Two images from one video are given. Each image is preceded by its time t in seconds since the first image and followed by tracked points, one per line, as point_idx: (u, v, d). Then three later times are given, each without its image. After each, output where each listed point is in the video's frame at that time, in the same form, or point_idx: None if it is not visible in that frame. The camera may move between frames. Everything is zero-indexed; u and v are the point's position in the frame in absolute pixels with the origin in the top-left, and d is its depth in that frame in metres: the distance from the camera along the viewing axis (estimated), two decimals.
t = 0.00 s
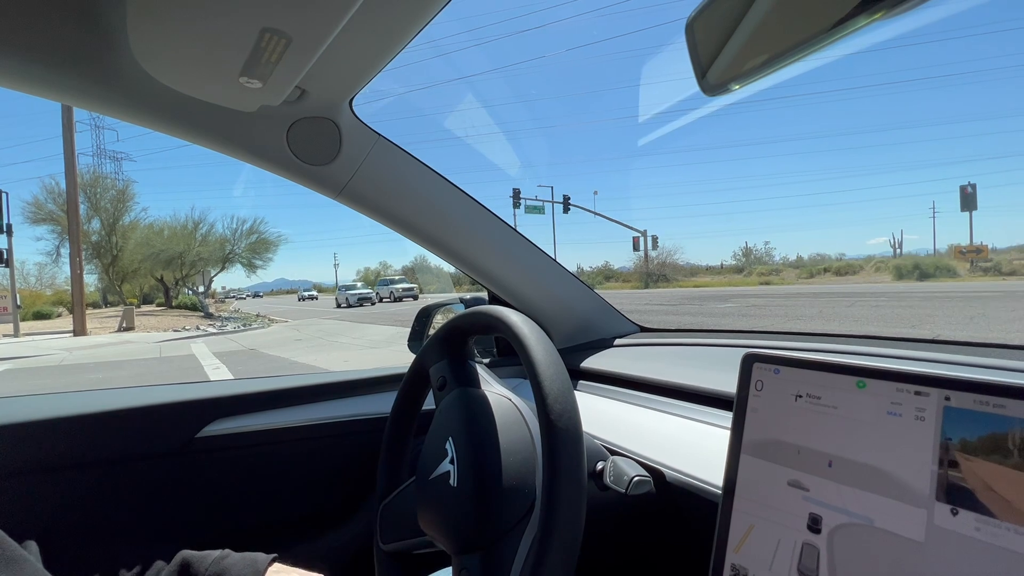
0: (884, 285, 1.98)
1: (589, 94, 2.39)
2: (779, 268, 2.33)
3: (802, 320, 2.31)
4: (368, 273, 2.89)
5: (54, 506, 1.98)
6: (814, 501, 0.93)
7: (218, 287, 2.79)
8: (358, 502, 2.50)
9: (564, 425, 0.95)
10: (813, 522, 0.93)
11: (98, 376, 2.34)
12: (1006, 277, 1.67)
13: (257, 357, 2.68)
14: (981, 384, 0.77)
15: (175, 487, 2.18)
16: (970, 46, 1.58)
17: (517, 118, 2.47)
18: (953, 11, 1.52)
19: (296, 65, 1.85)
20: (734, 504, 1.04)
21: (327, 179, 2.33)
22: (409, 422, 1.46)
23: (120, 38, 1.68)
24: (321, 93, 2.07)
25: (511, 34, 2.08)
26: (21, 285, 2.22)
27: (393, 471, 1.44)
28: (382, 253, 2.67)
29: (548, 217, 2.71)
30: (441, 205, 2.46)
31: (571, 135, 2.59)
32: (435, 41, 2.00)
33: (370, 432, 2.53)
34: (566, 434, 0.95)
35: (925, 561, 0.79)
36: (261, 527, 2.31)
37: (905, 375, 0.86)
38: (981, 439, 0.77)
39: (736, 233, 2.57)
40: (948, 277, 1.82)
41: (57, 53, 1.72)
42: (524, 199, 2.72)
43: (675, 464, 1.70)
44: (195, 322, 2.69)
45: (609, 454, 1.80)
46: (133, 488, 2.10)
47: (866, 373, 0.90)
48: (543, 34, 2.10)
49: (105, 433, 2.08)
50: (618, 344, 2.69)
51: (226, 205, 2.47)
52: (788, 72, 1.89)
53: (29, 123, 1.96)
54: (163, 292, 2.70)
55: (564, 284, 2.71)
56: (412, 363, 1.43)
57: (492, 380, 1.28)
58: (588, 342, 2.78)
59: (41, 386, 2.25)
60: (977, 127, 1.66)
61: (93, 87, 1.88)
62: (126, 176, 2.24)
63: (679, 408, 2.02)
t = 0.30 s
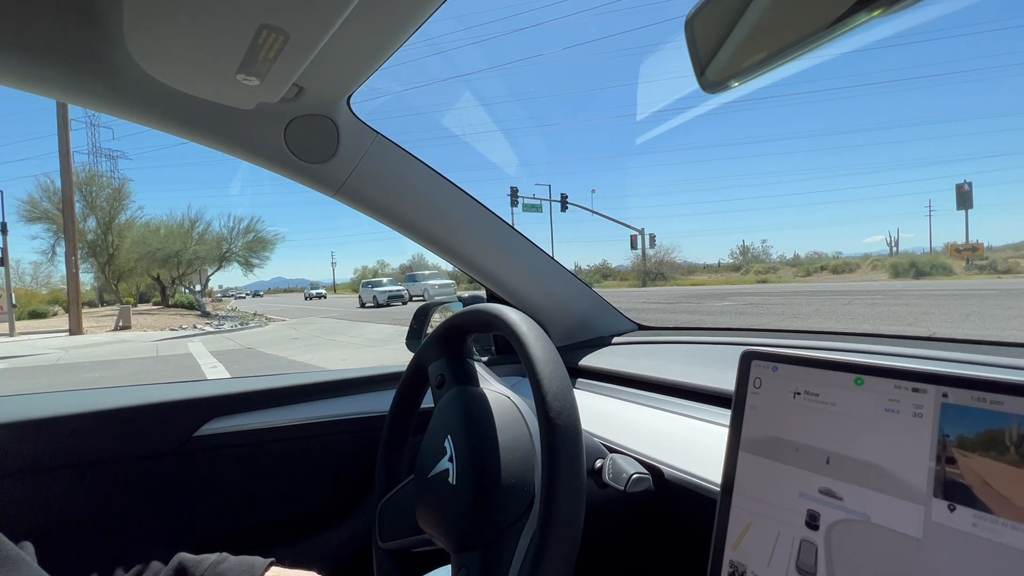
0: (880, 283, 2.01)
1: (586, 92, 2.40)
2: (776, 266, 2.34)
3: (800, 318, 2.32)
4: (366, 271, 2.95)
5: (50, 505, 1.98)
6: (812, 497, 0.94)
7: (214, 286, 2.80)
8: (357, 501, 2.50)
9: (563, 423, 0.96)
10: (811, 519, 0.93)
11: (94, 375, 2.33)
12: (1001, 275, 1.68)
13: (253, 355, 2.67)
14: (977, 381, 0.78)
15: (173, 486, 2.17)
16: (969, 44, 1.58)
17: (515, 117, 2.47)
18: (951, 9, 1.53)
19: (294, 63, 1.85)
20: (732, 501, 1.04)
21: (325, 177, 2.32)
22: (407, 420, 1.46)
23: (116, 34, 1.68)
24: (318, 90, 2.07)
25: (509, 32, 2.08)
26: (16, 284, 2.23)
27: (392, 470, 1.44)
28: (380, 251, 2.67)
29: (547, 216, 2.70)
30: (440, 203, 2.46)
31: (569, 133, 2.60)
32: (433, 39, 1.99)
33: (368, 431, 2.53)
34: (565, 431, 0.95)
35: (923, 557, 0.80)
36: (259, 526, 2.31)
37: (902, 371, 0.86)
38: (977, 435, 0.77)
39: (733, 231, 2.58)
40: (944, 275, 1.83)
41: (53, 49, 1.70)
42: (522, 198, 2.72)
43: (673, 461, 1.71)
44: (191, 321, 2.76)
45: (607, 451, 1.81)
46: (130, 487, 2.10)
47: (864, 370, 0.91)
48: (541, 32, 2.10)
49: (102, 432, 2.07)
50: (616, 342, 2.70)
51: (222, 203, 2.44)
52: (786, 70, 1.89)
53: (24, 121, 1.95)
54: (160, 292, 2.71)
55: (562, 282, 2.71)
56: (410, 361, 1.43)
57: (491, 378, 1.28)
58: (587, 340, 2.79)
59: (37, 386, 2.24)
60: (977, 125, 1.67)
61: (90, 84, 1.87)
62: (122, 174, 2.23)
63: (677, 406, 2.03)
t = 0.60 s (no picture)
0: (876, 281, 2.00)
1: (583, 91, 2.40)
2: (772, 265, 2.35)
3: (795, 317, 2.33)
4: (362, 271, 2.95)
5: (47, 505, 1.98)
6: (807, 493, 0.94)
7: (211, 285, 2.74)
8: (354, 498, 2.50)
9: (561, 420, 0.96)
10: (807, 515, 0.93)
11: (89, 375, 2.32)
12: (996, 274, 1.69)
13: (247, 354, 2.65)
14: (971, 377, 0.78)
15: (169, 485, 2.17)
16: (964, 43, 1.59)
17: (512, 115, 2.47)
18: (947, 8, 1.53)
19: (291, 60, 1.84)
20: (729, 498, 1.05)
21: (322, 175, 2.32)
22: (405, 418, 1.46)
23: (111, 31, 1.67)
24: (315, 88, 2.06)
25: (506, 31, 2.08)
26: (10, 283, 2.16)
27: (390, 468, 1.44)
28: (378, 250, 2.67)
29: (544, 214, 2.71)
30: (437, 201, 2.46)
31: (566, 132, 2.61)
32: (430, 37, 1.99)
33: (365, 429, 2.53)
34: (562, 429, 0.96)
35: (917, 552, 0.80)
36: (257, 524, 2.30)
37: (897, 368, 0.87)
38: (971, 431, 0.78)
39: (729, 229, 2.59)
40: (939, 273, 1.84)
41: (48, 46, 1.70)
42: (520, 196, 2.67)
43: (671, 459, 1.71)
44: (187, 321, 2.66)
45: (604, 449, 1.81)
46: (127, 487, 2.10)
47: (859, 367, 0.92)
48: (539, 30, 2.10)
49: (98, 431, 2.07)
50: (613, 340, 2.71)
51: (219, 202, 2.45)
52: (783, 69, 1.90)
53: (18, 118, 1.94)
54: (156, 291, 2.60)
55: (560, 280, 2.71)
56: (408, 360, 1.43)
57: (488, 376, 1.28)
58: (583, 338, 2.80)
59: (31, 385, 2.22)
60: (975, 125, 1.68)
61: (84, 82, 1.86)
62: (116, 173, 2.20)
63: (674, 404, 2.04)
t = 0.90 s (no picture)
0: (872, 280, 2.02)
1: (580, 90, 2.41)
2: (769, 264, 2.35)
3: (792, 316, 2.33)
4: (359, 271, 2.92)
5: (43, 507, 1.97)
6: (802, 493, 0.95)
7: (208, 284, 2.68)
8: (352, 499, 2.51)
9: (557, 421, 0.96)
10: (801, 514, 0.94)
11: (84, 375, 2.31)
12: (989, 272, 1.71)
13: (243, 354, 2.63)
14: (963, 377, 0.79)
15: (166, 486, 2.17)
16: (959, 44, 1.60)
17: (509, 115, 2.47)
18: (941, 10, 1.54)
19: (286, 61, 1.84)
20: (724, 497, 1.05)
21: (317, 174, 2.31)
22: (401, 419, 1.46)
23: (105, 32, 1.66)
24: (311, 88, 2.06)
25: (502, 30, 2.08)
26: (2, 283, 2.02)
27: (387, 468, 1.44)
28: (374, 249, 2.67)
29: (541, 213, 2.72)
30: (433, 201, 2.46)
31: (563, 131, 2.61)
32: (426, 36, 1.99)
33: (362, 429, 2.53)
34: (558, 430, 0.96)
35: (909, 551, 0.81)
36: (254, 525, 2.30)
37: (890, 369, 0.87)
38: (963, 431, 0.78)
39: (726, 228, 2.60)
40: (934, 272, 1.85)
41: (41, 47, 1.69)
42: (517, 195, 2.70)
43: (667, 459, 1.72)
44: (183, 321, 2.57)
45: (600, 449, 1.81)
46: (123, 488, 2.09)
47: (853, 368, 0.92)
48: (535, 29, 2.10)
49: (94, 432, 2.06)
50: (610, 340, 2.71)
51: (215, 201, 2.44)
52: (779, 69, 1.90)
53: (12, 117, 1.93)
54: (151, 291, 2.50)
55: (556, 280, 2.72)
56: (404, 360, 1.43)
57: (485, 377, 1.28)
58: (580, 338, 2.81)
59: (26, 386, 2.21)
60: (975, 122, 1.69)
61: (78, 82, 1.85)
62: (112, 171, 2.20)
63: (671, 403, 2.04)
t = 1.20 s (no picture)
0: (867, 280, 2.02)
1: (576, 90, 2.42)
2: (764, 263, 2.37)
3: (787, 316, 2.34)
4: (357, 270, 2.76)
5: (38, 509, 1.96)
6: (796, 492, 0.95)
7: (203, 284, 2.61)
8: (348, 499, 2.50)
9: (552, 421, 0.96)
10: (795, 513, 0.94)
11: (78, 376, 2.30)
12: (982, 271, 1.74)
13: (238, 355, 2.62)
14: (956, 376, 0.79)
15: (161, 487, 2.16)
16: (954, 44, 1.61)
17: (505, 114, 2.47)
18: (935, 10, 1.55)
19: (280, 61, 1.83)
20: (719, 496, 1.06)
21: (313, 174, 2.31)
22: (398, 419, 1.46)
23: (98, 31, 1.65)
24: (306, 88, 2.05)
25: (498, 30, 2.08)
26: None
27: (383, 468, 1.44)
28: (370, 249, 2.66)
29: (537, 213, 2.72)
30: (429, 201, 2.46)
31: (559, 131, 2.61)
32: (422, 36, 1.98)
33: (358, 429, 2.53)
34: (554, 429, 0.96)
35: (902, 549, 0.81)
36: (250, 527, 2.30)
37: (883, 368, 0.88)
38: (955, 430, 0.79)
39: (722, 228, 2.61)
40: (928, 271, 1.86)
41: (33, 46, 1.67)
42: (513, 195, 2.71)
43: (663, 458, 1.72)
44: (179, 321, 2.54)
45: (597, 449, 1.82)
46: (118, 490, 2.08)
47: (847, 367, 0.92)
48: (532, 29, 2.10)
49: (89, 434, 2.06)
50: (606, 340, 2.72)
51: (209, 200, 2.40)
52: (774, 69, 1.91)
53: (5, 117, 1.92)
54: (147, 291, 2.47)
55: (553, 280, 2.72)
56: (401, 360, 1.43)
57: (481, 377, 1.28)
58: (576, 338, 2.81)
59: (21, 387, 2.21)
60: (972, 123, 1.71)
61: (71, 81, 1.84)
62: (106, 171, 2.17)
63: (668, 403, 2.05)
